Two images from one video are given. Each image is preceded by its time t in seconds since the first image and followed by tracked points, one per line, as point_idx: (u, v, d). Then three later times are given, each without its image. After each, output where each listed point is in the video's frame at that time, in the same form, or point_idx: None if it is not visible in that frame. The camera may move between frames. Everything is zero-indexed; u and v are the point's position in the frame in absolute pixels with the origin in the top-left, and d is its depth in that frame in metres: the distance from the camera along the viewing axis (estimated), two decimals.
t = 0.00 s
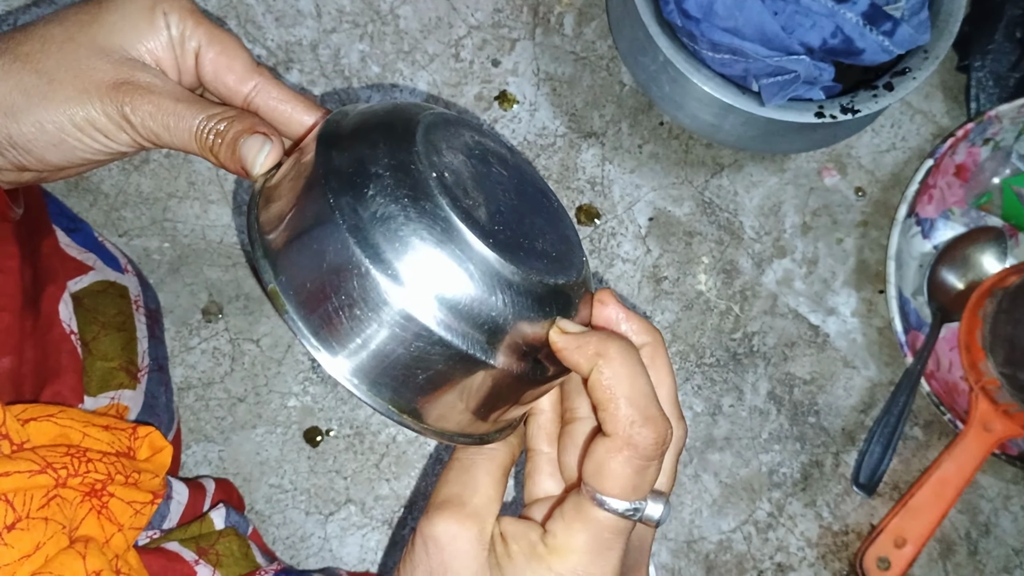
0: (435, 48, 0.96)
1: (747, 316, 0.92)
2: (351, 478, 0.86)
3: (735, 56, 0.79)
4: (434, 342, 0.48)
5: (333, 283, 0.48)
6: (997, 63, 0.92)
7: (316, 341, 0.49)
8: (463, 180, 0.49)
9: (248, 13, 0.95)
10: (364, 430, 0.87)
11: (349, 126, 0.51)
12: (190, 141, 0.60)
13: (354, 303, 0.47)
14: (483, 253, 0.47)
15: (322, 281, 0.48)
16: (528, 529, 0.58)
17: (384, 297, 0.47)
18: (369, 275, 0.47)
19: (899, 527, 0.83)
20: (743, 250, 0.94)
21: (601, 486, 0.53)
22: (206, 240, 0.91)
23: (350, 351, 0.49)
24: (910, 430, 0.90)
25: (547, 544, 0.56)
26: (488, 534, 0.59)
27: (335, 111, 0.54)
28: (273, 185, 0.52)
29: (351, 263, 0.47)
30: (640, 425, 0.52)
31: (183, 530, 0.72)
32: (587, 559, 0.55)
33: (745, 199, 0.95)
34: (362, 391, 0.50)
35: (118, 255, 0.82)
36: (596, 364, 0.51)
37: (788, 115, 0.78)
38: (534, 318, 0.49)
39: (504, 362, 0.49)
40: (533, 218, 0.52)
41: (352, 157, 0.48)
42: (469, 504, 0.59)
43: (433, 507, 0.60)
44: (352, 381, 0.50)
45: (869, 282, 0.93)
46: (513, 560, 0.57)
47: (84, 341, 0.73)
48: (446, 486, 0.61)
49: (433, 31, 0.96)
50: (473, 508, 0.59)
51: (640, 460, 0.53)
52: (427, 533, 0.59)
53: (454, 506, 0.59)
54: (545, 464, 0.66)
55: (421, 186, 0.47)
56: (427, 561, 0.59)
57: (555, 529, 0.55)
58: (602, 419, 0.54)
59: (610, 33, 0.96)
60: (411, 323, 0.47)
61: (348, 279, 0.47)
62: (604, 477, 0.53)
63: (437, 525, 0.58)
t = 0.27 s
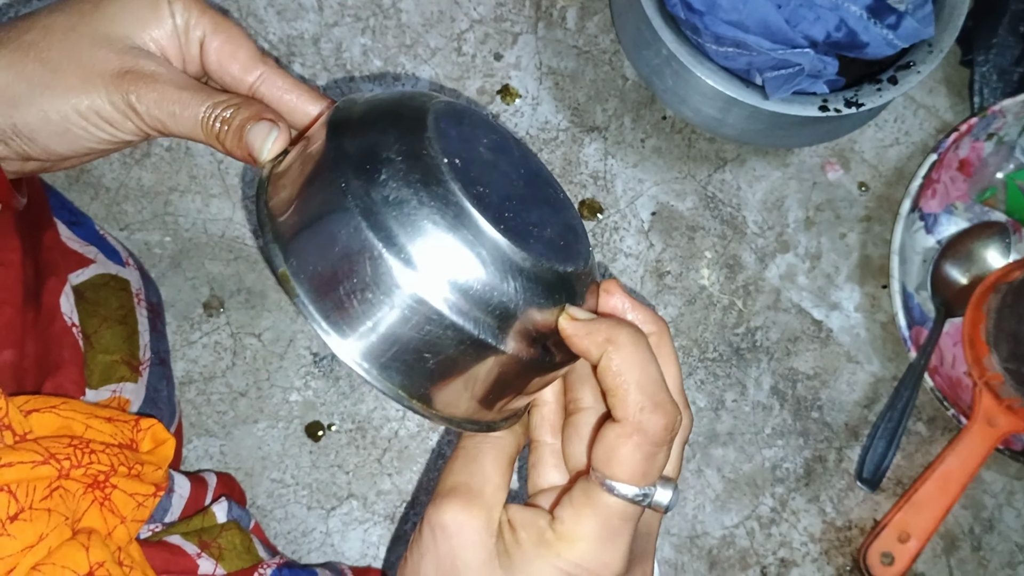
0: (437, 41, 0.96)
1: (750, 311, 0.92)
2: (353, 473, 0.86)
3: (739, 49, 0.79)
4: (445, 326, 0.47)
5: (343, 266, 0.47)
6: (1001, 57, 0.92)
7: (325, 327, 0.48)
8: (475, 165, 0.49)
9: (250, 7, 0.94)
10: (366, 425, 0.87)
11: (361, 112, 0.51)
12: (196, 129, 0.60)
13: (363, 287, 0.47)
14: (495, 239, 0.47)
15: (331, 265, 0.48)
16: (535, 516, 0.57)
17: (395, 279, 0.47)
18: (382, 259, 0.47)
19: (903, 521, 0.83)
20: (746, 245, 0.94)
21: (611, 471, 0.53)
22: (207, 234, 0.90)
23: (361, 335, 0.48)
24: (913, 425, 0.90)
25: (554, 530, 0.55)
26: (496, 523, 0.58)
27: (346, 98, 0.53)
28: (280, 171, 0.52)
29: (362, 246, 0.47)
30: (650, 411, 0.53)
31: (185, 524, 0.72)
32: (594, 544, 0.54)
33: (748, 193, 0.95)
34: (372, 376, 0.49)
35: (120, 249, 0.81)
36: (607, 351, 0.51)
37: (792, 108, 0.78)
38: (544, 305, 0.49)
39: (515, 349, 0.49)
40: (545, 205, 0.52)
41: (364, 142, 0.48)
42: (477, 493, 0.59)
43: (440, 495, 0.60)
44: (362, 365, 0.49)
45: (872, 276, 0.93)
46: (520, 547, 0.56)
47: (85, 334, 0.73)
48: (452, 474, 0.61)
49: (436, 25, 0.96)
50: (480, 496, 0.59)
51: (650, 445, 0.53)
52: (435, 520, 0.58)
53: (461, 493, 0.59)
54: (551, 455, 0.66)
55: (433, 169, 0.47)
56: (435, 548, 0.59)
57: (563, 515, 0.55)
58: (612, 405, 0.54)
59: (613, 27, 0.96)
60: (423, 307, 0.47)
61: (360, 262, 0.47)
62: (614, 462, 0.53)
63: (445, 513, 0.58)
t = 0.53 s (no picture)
0: (438, 40, 0.95)
1: (750, 311, 0.92)
2: (353, 471, 0.86)
3: (741, 48, 0.79)
4: (505, 291, 0.51)
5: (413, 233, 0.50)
6: (1002, 57, 0.92)
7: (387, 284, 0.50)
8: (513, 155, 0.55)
9: (250, 4, 0.94)
10: (366, 423, 0.87)
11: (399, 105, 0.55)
12: (236, 126, 0.61)
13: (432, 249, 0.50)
14: (543, 214, 0.53)
15: (399, 231, 0.50)
16: (568, 477, 0.58)
17: (465, 246, 0.51)
18: (449, 225, 0.51)
19: (903, 522, 0.83)
20: (747, 244, 0.93)
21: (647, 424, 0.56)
22: (207, 232, 0.90)
23: (424, 294, 0.50)
24: (913, 425, 0.90)
25: (596, 485, 0.56)
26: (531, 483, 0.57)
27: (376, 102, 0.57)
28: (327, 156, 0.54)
29: (433, 213, 0.51)
30: (681, 369, 0.56)
31: (186, 521, 0.72)
32: (631, 495, 0.56)
33: (749, 192, 0.95)
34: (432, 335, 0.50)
35: (120, 247, 0.81)
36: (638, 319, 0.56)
37: (793, 108, 0.78)
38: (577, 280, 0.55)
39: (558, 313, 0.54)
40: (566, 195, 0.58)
41: (419, 125, 0.53)
42: (510, 454, 0.58)
43: (475, 460, 0.58)
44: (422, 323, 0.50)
45: (873, 276, 0.93)
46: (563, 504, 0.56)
47: (85, 331, 0.73)
48: (485, 442, 0.59)
49: (437, 23, 0.96)
50: (513, 457, 0.58)
51: (682, 401, 0.56)
52: (473, 484, 0.56)
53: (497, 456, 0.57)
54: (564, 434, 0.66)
55: (473, 155, 0.53)
56: (472, 513, 0.56)
57: (600, 469, 0.56)
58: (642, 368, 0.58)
59: (614, 26, 0.96)
60: (487, 275, 0.51)
61: (429, 227, 0.51)
62: (648, 415, 0.56)
63: (486, 471, 0.55)
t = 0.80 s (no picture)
0: (439, 40, 0.95)
1: (750, 312, 0.92)
2: (353, 471, 0.86)
3: (742, 49, 0.79)
4: (552, 262, 0.58)
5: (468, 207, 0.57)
6: (1002, 59, 0.92)
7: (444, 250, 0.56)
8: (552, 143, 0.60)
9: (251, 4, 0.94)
10: (366, 424, 0.87)
11: (443, 104, 0.60)
12: (274, 118, 0.66)
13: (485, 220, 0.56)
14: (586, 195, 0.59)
15: (456, 207, 0.57)
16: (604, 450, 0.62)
17: (515, 218, 0.57)
18: (501, 200, 0.57)
19: (903, 523, 0.83)
20: (747, 245, 0.94)
21: (682, 391, 0.61)
22: (208, 232, 0.90)
23: (475, 264, 0.57)
24: (914, 426, 0.90)
25: (633, 455, 0.61)
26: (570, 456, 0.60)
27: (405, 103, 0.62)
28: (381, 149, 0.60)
29: (485, 191, 0.57)
30: (712, 341, 0.61)
31: (189, 520, 0.72)
32: (667, 463, 0.61)
33: (749, 193, 0.95)
34: (480, 301, 0.57)
35: (121, 247, 0.81)
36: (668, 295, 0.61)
37: (793, 109, 0.78)
38: (610, 260, 0.61)
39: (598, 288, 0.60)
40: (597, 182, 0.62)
41: (462, 115, 0.59)
42: (549, 429, 0.60)
43: (516, 434, 0.60)
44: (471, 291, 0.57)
45: (873, 277, 0.93)
46: (603, 472, 0.60)
47: (86, 330, 0.73)
48: (521, 419, 0.62)
49: (438, 24, 0.96)
50: (552, 431, 0.60)
51: (713, 371, 0.61)
52: (518, 457, 0.58)
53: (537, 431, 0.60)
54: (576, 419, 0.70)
55: (518, 153, 0.58)
56: (517, 486, 0.59)
57: (639, 440, 0.61)
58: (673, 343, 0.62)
59: (615, 27, 0.96)
60: (536, 245, 0.57)
61: (481, 203, 0.57)
62: (681, 384, 0.61)
63: (530, 444, 0.58)
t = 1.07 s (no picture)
0: (440, 39, 0.95)
1: (751, 311, 0.92)
2: (353, 470, 0.86)
3: (744, 48, 0.79)
4: (560, 261, 0.58)
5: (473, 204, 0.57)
6: (1004, 59, 0.92)
7: (450, 247, 0.56)
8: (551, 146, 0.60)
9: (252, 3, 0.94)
10: (366, 422, 0.87)
11: (447, 106, 0.59)
12: (266, 118, 0.66)
13: (491, 217, 0.56)
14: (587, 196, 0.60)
15: (461, 204, 0.56)
16: (602, 457, 0.63)
17: (521, 214, 0.57)
18: (508, 198, 0.57)
19: (903, 523, 0.83)
20: (748, 245, 0.93)
21: (683, 397, 0.62)
22: (208, 230, 0.90)
23: (482, 263, 0.56)
24: (914, 426, 0.90)
25: (632, 461, 0.62)
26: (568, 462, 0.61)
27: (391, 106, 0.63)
28: (379, 149, 0.60)
29: (493, 189, 0.57)
30: (711, 348, 0.63)
31: (189, 518, 0.72)
32: (665, 469, 0.62)
33: (750, 193, 0.95)
34: (487, 300, 0.56)
35: (122, 245, 0.80)
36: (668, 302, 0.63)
37: (795, 108, 0.78)
38: (613, 263, 0.62)
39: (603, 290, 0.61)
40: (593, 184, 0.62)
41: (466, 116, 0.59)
42: (547, 435, 0.61)
43: (514, 440, 0.60)
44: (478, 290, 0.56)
45: (874, 277, 0.93)
46: (602, 478, 0.61)
47: (87, 328, 0.73)
48: (518, 425, 0.62)
49: (439, 22, 0.96)
50: (550, 438, 0.61)
51: (712, 377, 0.63)
52: (516, 463, 0.59)
53: (536, 436, 0.60)
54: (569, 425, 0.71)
55: (525, 153, 0.58)
56: (516, 491, 0.59)
57: (638, 446, 0.62)
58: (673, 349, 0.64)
59: (616, 26, 0.96)
60: (541, 241, 0.57)
61: (489, 201, 0.57)
62: (681, 389, 0.63)
63: (529, 450, 0.59)
